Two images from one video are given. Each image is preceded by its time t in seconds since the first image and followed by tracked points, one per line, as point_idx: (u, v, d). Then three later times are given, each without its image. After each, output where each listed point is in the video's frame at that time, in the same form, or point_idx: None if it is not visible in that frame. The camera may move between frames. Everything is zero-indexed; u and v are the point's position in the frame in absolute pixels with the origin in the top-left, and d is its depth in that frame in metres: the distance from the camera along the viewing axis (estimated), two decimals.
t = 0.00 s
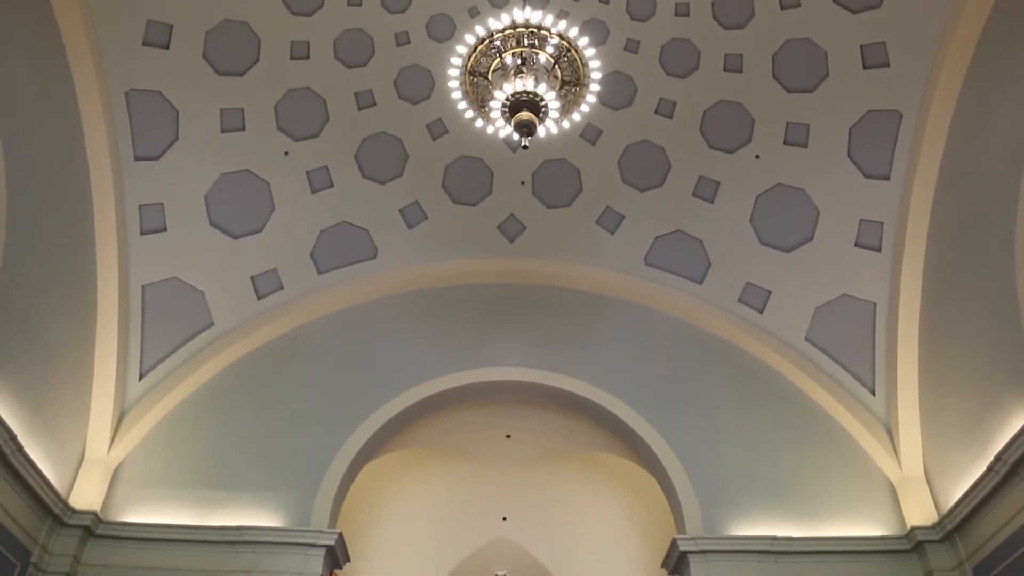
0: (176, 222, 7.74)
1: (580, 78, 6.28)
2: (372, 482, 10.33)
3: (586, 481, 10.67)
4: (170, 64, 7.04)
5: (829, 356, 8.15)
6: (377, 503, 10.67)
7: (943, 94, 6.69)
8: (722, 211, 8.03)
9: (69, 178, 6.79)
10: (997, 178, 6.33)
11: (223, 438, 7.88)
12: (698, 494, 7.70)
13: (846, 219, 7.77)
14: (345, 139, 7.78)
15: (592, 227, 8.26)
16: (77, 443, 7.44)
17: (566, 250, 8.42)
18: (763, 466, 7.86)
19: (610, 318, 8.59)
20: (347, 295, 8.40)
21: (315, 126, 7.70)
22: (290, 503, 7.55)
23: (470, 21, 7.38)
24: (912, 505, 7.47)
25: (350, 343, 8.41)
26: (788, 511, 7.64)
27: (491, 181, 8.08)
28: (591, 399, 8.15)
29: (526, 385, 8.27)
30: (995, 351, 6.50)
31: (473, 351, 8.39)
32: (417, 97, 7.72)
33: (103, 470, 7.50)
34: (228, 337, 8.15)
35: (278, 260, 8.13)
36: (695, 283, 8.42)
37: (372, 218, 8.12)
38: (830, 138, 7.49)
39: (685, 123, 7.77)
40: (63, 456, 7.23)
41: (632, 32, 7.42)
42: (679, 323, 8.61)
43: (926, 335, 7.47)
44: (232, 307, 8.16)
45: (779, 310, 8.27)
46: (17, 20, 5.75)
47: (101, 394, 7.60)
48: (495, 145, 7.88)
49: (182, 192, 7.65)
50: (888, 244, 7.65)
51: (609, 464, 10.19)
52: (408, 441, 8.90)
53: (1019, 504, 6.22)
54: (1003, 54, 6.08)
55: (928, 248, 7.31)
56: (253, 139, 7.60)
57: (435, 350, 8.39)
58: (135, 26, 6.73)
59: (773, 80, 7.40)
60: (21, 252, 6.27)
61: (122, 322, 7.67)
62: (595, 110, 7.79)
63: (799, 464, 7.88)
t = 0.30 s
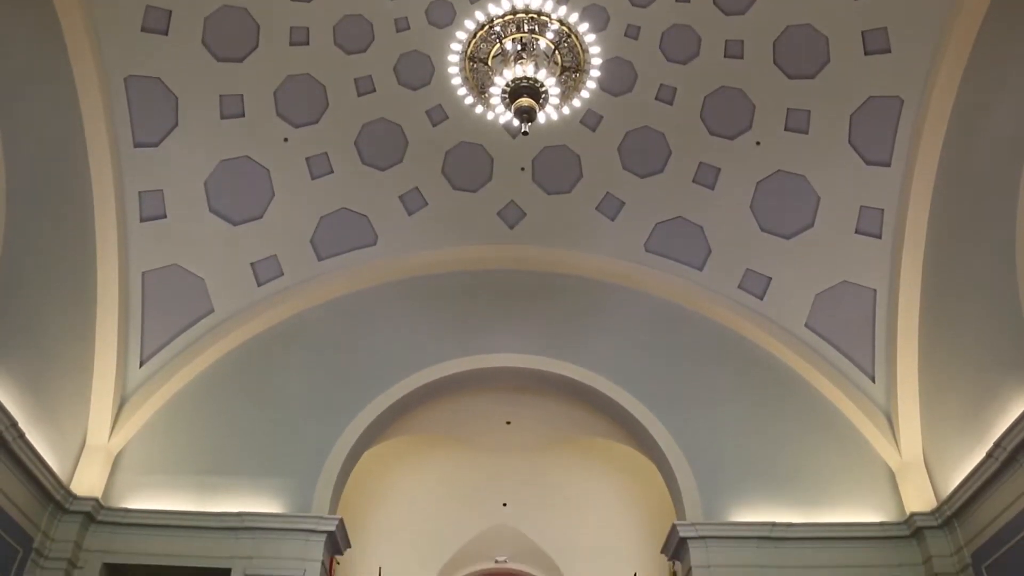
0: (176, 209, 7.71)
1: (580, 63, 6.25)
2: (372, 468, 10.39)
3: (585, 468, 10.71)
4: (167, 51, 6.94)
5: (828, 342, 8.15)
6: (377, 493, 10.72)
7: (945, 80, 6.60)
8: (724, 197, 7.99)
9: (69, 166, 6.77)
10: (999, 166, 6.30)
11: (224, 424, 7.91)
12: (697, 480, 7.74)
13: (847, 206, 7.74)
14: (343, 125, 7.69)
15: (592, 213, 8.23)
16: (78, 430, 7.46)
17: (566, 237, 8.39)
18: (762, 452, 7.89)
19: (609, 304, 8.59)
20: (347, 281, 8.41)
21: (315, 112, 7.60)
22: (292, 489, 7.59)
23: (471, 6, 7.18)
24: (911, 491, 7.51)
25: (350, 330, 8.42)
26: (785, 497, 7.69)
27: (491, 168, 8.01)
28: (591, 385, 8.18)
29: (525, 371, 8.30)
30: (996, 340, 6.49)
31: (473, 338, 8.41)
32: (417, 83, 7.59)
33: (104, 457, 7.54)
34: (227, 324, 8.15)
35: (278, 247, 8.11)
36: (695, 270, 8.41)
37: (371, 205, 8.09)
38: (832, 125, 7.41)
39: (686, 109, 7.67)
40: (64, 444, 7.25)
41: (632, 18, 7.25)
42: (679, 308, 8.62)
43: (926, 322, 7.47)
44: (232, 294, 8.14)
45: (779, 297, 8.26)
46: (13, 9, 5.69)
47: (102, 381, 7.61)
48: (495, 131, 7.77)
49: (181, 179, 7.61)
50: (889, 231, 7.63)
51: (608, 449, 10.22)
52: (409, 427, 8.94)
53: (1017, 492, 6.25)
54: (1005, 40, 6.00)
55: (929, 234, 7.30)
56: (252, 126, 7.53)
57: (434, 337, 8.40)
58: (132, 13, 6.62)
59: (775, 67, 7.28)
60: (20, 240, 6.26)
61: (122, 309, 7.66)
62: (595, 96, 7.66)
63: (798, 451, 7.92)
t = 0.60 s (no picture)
0: (176, 196, 7.70)
1: (581, 50, 6.23)
2: (373, 456, 10.41)
3: (586, 454, 10.70)
4: (166, 37, 6.89)
5: (828, 329, 8.16)
6: (377, 480, 10.75)
7: (947, 65, 6.57)
8: (724, 184, 7.98)
9: (69, 153, 6.75)
10: (999, 153, 6.28)
11: (224, 411, 7.93)
12: (697, 466, 7.77)
13: (847, 192, 7.72)
14: (342, 112, 7.67)
15: (592, 200, 8.22)
16: (80, 416, 7.48)
17: (566, 223, 8.39)
18: (761, 438, 7.91)
19: (610, 291, 8.60)
20: (346, 268, 8.42)
21: (315, 99, 7.58)
22: (292, 476, 7.61)
23: None
24: (910, 477, 7.53)
25: (350, 316, 8.42)
26: (785, 483, 7.72)
27: (491, 155, 7.99)
28: (591, 372, 8.19)
29: (526, 358, 8.31)
30: (996, 327, 6.49)
31: (473, 325, 8.42)
32: (417, 69, 7.56)
33: (106, 443, 7.56)
34: (228, 311, 8.16)
35: (278, 234, 8.10)
36: (695, 256, 8.42)
37: (371, 192, 8.08)
38: (834, 112, 7.36)
39: (686, 96, 7.64)
40: (65, 431, 7.26)
41: (633, 5, 7.17)
42: (679, 294, 8.62)
43: (926, 308, 7.47)
44: (232, 281, 8.15)
45: (779, 283, 8.26)
46: None
47: (102, 368, 7.61)
48: (495, 118, 7.74)
49: (181, 166, 7.60)
50: (889, 218, 7.62)
51: (607, 436, 10.25)
52: (409, 413, 8.96)
53: (1016, 478, 6.25)
54: (1008, 27, 5.95)
55: (929, 221, 7.29)
56: (251, 113, 7.50)
57: (434, 323, 8.40)
58: None
59: (776, 54, 7.23)
60: (20, 228, 6.25)
61: (122, 296, 7.67)
62: (596, 83, 7.62)
63: (797, 437, 7.94)
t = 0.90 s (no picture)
0: (176, 183, 7.69)
1: (581, 36, 6.21)
2: (373, 445, 10.43)
3: (586, 442, 10.70)
4: (165, 24, 6.85)
5: (829, 317, 8.15)
6: (377, 468, 10.78)
7: (949, 52, 6.53)
8: (724, 169, 7.94)
9: (69, 140, 6.73)
10: (1001, 140, 6.25)
11: (225, 399, 7.95)
12: (697, 452, 7.79)
13: (848, 179, 7.70)
14: (342, 99, 7.64)
15: (592, 187, 8.20)
16: (81, 403, 7.50)
17: (566, 210, 8.38)
18: (761, 425, 7.93)
19: (610, 278, 8.60)
20: (347, 255, 8.42)
21: (314, 86, 7.55)
22: (293, 463, 7.63)
23: None
24: (910, 464, 7.56)
25: (350, 304, 8.43)
26: (784, 470, 7.74)
27: (491, 142, 7.95)
28: (591, 359, 8.20)
29: (526, 345, 8.32)
30: (996, 314, 6.48)
31: (472, 312, 8.42)
32: (417, 56, 7.51)
33: (107, 430, 7.58)
34: (228, 298, 8.17)
35: (278, 221, 8.09)
36: (695, 243, 8.41)
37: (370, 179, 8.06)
38: (835, 98, 7.32)
39: (686, 82, 7.61)
40: (66, 418, 7.28)
41: None
42: (679, 281, 8.63)
43: (926, 295, 7.47)
44: (232, 268, 8.15)
45: (779, 271, 8.25)
46: None
47: (103, 356, 7.62)
48: (495, 105, 7.71)
49: (181, 152, 7.57)
50: (890, 205, 7.60)
51: (607, 423, 10.26)
52: (410, 400, 8.98)
53: (1014, 464, 6.28)
54: (1011, 13, 5.90)
55: (930, 209, 7.27)
56: (250, 100, 7.48)
57: (434, 311, 8.40)
58: None
59: (777, 40, 7.19)
60: (20, 217, 6.23)
61: (123, 284, 7.67)
62: (596, 69, 7.58)
63: (797, 424, 7.96)
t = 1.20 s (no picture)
0: (176, 171, 7.66)
1: (581, 23, 6.18)
2: (373, 433, 10.46)
3: (586, 429, 10.72)
4: (163, 11, 6.77)
5: (829, 304, 8.16)
6: (378, 455, 10.79)
7: (951, 38, 6.49)
8: (725, 157, 7.91)
9: (69, 128, 6.71)
10: (1002, 129, 6.22)
11: (225, 387, 7.97)
12: (696, 439, 7.81)
13: (849, 167, 7.66)
14: (341, 87, 7.58)
15: (592, 174, 8.17)
16: (82, 392, 7.51)
17: (566, 197, 8.35)
18: (760, 413, 7.95)
19: (610, 265, 8.60)
20: (346, 243, 8.42)
21: (314, 73, 7.48)
22: (295, 450, 7.65)
23: None
24: (909, 451, 7.58)
25: (350, 291, 8.43)
26: (784, 458, 7.76)
27: (491, 128, 7.89)
28: (591, 346, 8.22)
29: (526, 332, 8.34)
30: (996, 302, 6.48)
31: (473, 299, 8.44)
32: (417, 42, 7.43)
33: (107, 419, 7.60)
34: (228, 286, 8.17)
35: (278, 208, 8.08)
36: (695, 231, 8.40)
37: (369, 166, 8.03)
38: (838, 85, 7.24)
39: (685, 69, 7.52)
40: (66, 407, 7.28)
41: None
42: (679, 269, 8.63)
43: (926, 282, 7.47)
44: (232, 255, 8.15)
45: (779, 258, 8.25)
46: None
47: (103, 343, 7.63)
48: (495, 92, 7.65)
49: (180, 140, 7.53)
50: (890, 193, 7.57)
51: (608, 410, 10.28)
52: (410, 387, 9.01)
53: (1012, 452, 6.30)
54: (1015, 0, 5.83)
55: (930, 196, 7.26)
56: (248, 87, 7.42)
57: (434, 299, 8.42)
58: None
59: (777, 27, 7.09)
60: (19, 207, 6.22)
61: (122, 272, 7.67)
62: (595, 56, 7.49)
63: (797, 412, 7.98)
